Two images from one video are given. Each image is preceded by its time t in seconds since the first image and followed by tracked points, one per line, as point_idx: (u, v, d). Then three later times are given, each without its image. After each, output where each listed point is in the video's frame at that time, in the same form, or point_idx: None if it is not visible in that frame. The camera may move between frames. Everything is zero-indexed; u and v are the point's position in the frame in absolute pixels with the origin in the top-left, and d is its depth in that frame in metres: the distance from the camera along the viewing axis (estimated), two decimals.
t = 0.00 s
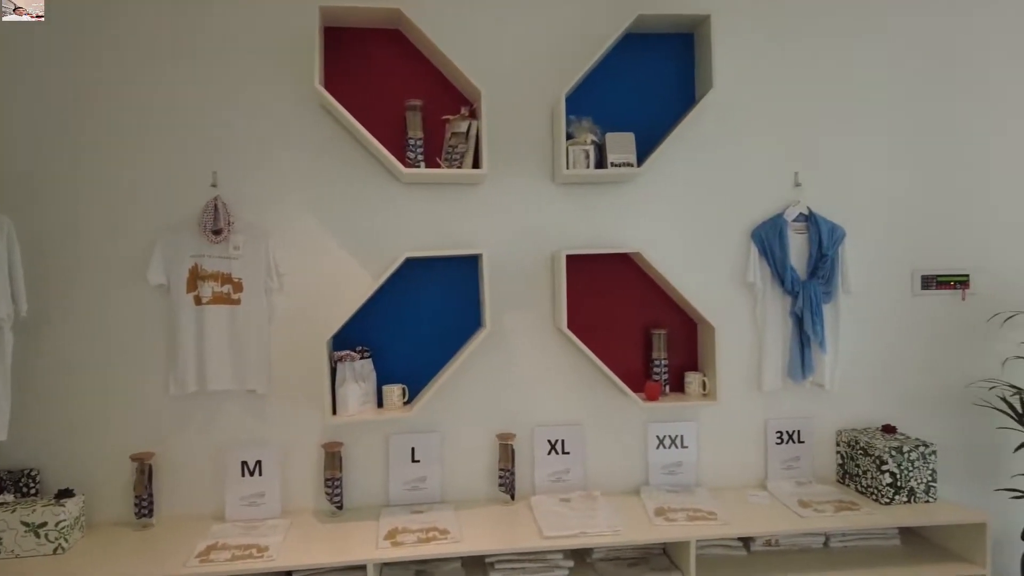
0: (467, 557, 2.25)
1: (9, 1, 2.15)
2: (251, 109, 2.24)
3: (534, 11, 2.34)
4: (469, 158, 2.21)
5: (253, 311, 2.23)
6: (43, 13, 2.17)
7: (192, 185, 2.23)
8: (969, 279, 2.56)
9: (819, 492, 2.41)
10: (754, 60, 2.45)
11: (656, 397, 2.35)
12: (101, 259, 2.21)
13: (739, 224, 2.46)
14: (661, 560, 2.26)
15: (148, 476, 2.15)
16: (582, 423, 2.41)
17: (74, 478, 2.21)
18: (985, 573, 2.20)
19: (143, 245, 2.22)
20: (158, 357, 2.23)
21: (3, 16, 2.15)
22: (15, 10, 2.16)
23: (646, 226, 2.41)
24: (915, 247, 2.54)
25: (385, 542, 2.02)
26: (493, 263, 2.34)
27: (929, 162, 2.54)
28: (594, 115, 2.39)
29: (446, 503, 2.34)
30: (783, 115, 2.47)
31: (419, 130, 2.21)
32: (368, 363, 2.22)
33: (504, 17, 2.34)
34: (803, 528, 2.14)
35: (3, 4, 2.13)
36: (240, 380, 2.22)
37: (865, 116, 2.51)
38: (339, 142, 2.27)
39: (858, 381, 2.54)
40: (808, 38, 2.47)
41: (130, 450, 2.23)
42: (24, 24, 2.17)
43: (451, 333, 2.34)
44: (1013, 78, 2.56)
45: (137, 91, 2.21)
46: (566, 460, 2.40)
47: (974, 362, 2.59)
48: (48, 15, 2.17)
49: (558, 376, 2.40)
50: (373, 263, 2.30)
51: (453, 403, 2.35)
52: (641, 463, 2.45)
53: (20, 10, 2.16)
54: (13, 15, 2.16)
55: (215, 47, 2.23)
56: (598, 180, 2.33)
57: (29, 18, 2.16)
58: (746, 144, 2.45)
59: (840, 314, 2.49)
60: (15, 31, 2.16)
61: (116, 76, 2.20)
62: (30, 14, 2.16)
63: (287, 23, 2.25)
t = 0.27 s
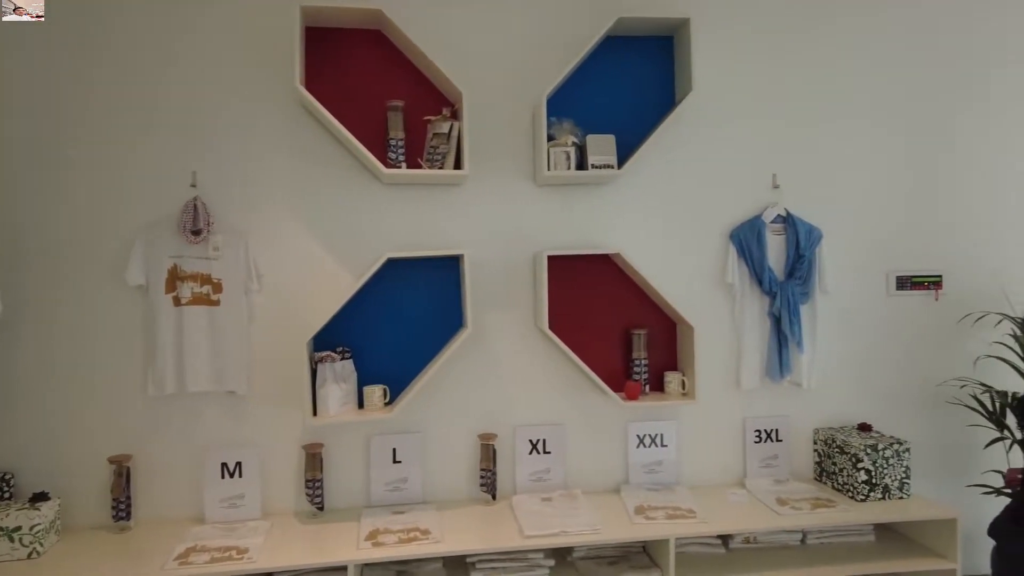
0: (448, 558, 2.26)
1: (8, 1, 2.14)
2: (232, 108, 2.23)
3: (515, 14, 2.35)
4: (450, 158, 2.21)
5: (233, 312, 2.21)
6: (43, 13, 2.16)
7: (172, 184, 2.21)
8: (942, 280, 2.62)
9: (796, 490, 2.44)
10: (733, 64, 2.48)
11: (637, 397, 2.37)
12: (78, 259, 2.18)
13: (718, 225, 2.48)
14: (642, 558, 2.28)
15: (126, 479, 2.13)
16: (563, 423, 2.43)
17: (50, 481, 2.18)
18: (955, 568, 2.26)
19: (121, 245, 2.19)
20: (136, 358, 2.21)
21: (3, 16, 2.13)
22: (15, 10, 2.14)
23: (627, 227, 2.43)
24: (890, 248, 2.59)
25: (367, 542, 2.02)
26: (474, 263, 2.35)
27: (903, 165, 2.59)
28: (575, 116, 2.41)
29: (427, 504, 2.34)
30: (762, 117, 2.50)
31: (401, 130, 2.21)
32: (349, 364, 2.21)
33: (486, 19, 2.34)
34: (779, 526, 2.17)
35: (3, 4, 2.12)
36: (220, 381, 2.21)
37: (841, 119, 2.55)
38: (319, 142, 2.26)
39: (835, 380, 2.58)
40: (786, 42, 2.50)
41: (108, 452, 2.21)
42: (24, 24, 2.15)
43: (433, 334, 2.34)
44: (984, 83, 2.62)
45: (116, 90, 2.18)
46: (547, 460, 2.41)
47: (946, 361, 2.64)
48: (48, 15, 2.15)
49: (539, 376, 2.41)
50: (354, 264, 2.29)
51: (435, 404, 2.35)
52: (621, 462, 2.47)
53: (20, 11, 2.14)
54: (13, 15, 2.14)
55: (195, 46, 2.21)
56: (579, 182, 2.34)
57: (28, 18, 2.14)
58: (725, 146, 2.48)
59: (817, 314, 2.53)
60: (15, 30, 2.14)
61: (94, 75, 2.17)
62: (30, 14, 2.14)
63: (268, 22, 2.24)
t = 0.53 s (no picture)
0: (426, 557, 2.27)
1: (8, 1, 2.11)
2: (208, 106, 2.21)
3: (493, 14, 2.36)
4: (428, 158, 2.22)
5: (209, 312, 2.20)
6: (43, 13, 2.13)
7: (147, 183, 2.19)
8: (911, 280, 2.68)
9: (770, 486, 2.48)
10: (709, 66, 2.51)
11: (613, 395, 2.39)
12: (51, 258, 2.15)
13: (693, 226, 2.52)
14: (618, 555, 2.30)
15: (100, 481, 2.11)
16: (540, 422, 2.44)
17: (21, 484, 2.15)
18: (922, 560, 2.32)
19: (95, 245, 2.17)
20: (111, 359, 2.19)
21: (3, 17, 2.10)
22: (15, 10, 2.11)
23: (604, 228, 2.45)
24: (862, 249, 2.64)
25: (344, 542, 2.02)
26: (452, 263, 2.35)
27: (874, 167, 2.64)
28: (553, 117, 2.42)
29: (405, 503, 2.34)
30: (737, 120, 2.53)
31: (379, 130, 2.21)
32: (326, 364, 2.21)
33: (465, 20, 2.35)
34: (752, 521, 2.21)
35: (4, 3, 2.09)
36: (196, 382, 2.19)
37: (814, 122, 2.59)
38: (296, 141, 2.25)
39: (807, 379, 2.62)
40: (760, 46, 2.54)
41: (81, 454, 2.18)
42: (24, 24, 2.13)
43: (411, 334, 2.34)
44: (951, 88, 2.68)
45: (91, 88, 2.16)
46: (525, 459, 2.42)
47: (915, 359, 2.70)
48: (49, 15, 2.13)
49: (517, 376, 2.42)
50: (332, 263, 2.29)
51: (412, 404, 2.36)
52: (598, 460, 2.49)
53: (20, 10, 2.12)
54: (13, 16, 2.11)
55: (171, 44, 2.19)
56: (556, 182, 2.36)
57: (29, 18, 2.12)
58: (701, 147, 2.51)
59: (790, 313, 2.58)
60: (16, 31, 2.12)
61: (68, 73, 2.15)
62: (30, 14, 2.12)
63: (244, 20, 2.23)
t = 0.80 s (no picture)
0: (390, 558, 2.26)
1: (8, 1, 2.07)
2: (168, 104, 2.17)
3: (458, 16, 2.37)
4: (393, 158, 2.21)
5: (168, 313, 2.16)
6: (43, 13, 2.10)
7: (105, 182, 2.14)
8: (866, 281, 2.76)
9: (730, 483, 2.53)
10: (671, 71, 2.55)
11: (577, 395, 2.42)
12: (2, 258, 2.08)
13: (656, 228, 2.56)
14: (581, 554, 2.32)
15: (53, 487, 2.05)
16: (505, 421, 2.46)
17: None
18: (874, 553, 2.39)
19: (50, 244, 2.11)
20: (66, 362, 2.13)
21: (5, 17, 2.07)
22: (16, 10, 2.08)
23: (568, 229, 2.47)
24: (818, 251, 2.71)
25: (306, 545, 2.01)
26: (416, 264, 2.35)
27: (830, 172, 2.72)
28: (518, 119, 2.44)
29: (369, 505, 2.33)
30: (698, 124, 2.58)
31: (342, 129, 2.20)
32: (288, 366, 2.18)
33: (431, 20, 2.35)
34: (712, 518, 2.25)
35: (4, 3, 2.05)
36: (155, 384, 2.15)
37: (773, 127, 2.65)
38: (258, 140, 2.22)
39: (766, 377, 2.68)
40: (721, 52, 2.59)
41: (33, 460, 2.12)
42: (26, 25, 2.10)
43: (375, 335, 2.33)
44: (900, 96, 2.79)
45: (46, 84, 2.10)
46: (489, 459, 2.43)
47: (869, 358, 2.78)
48: (49, 16, 2.10)
49: (482, 376, 2.43)
50: (294, 264, 2.27)
51: (376, 406, 2.35)
52: (563, 460, 2.52)
53: (20, 10, 2.08)
54: (14, 16, 2.08)
55: (129, 39, 2.15)
56: (521, 183, 2.38)
57: (31, 19, 2.09)
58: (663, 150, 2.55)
59: (749, 313, 2.63)
60: (18, 33, 2.09)
61: (22, 68, 2.09)
62: (30, 14, 2.09)
63: (205, 17, 2.19)
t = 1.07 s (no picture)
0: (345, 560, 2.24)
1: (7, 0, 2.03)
2: (114, 99, 2.12)
3: (414, 16, 2.37)
4: (347, 158, 2.20)
5: (115, 314, 2.10)
6: (44, 13, 2.07)
7: (48, 179, 2.08)
8: (812, 282, 2.86)
9: (682, 479, 2.59)
10: (626, 75, 2.60)
11: (533, 394, 2.44)
12: None
13: (611, 230, 2.60)
14: (537, 551, 2.35)
15: None
16: (461, 422, 2.46)
17: None
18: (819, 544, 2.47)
19: None
20: (6, 365, 2.06)
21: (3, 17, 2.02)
22: (15, 9, 2.03)
23: (524, 230, 2.50)
24: (767, 253, 2.80)
25: (259, 548, 1.98)
26: (372, 264, 2.34)
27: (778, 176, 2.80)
28: (475, 120, 2.45)
29: (324, 508, 2.31)
30: (651, 128, 2.63)
31: (296, 128, 2.19)
32: (240, 367, 2.15)
33: (387, 20, 2.35)
34: (664, 513, 2.30)
35: (3, 3, 2.01)
36: (101, 387, 2.09)
37: (723, 132, 2.72)
38: (209, 138, 2.19)
39: (717, 376, 2.75)
40: (674, 58, 2.65)
41: None
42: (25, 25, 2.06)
43: (330, 336, 2.32)
44: (843, 104, 2.90)
45: None
46: (445, 460, 2.44)
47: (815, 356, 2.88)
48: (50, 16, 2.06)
49: (439, 376, 2.43)
50: (247, 264, 2.23)
51: (332, 407, 2.33)
52: (519, 459, 2.54)
53: (20, 10, 2.04)
54: (13, 16, 2.03)
55: (72, 33, 2.08)
56: (478, 184, 2.39)
57: (29, 18, 2.04)
58: (618, 153, 2.60)
59: (700, 313, 2.70)
60: (16, 32, 2.04)
61: None
62: (30, 14, 2.05)
63: (154, 11, 2.14)
